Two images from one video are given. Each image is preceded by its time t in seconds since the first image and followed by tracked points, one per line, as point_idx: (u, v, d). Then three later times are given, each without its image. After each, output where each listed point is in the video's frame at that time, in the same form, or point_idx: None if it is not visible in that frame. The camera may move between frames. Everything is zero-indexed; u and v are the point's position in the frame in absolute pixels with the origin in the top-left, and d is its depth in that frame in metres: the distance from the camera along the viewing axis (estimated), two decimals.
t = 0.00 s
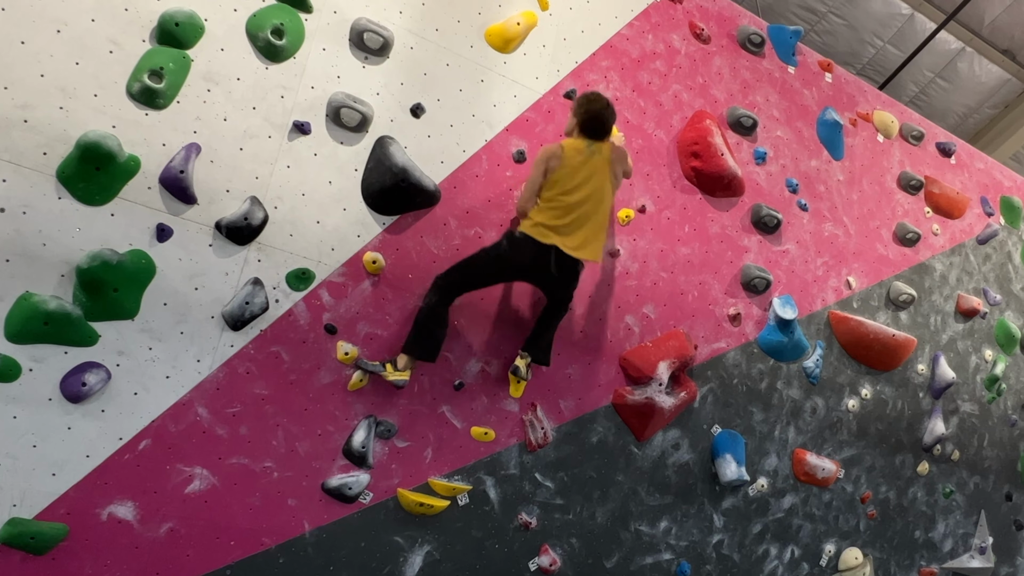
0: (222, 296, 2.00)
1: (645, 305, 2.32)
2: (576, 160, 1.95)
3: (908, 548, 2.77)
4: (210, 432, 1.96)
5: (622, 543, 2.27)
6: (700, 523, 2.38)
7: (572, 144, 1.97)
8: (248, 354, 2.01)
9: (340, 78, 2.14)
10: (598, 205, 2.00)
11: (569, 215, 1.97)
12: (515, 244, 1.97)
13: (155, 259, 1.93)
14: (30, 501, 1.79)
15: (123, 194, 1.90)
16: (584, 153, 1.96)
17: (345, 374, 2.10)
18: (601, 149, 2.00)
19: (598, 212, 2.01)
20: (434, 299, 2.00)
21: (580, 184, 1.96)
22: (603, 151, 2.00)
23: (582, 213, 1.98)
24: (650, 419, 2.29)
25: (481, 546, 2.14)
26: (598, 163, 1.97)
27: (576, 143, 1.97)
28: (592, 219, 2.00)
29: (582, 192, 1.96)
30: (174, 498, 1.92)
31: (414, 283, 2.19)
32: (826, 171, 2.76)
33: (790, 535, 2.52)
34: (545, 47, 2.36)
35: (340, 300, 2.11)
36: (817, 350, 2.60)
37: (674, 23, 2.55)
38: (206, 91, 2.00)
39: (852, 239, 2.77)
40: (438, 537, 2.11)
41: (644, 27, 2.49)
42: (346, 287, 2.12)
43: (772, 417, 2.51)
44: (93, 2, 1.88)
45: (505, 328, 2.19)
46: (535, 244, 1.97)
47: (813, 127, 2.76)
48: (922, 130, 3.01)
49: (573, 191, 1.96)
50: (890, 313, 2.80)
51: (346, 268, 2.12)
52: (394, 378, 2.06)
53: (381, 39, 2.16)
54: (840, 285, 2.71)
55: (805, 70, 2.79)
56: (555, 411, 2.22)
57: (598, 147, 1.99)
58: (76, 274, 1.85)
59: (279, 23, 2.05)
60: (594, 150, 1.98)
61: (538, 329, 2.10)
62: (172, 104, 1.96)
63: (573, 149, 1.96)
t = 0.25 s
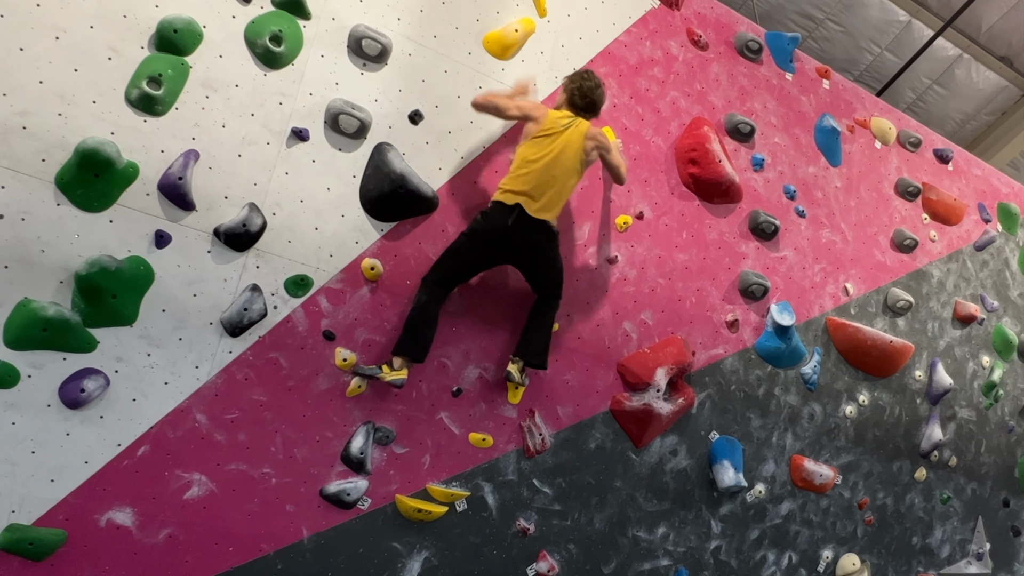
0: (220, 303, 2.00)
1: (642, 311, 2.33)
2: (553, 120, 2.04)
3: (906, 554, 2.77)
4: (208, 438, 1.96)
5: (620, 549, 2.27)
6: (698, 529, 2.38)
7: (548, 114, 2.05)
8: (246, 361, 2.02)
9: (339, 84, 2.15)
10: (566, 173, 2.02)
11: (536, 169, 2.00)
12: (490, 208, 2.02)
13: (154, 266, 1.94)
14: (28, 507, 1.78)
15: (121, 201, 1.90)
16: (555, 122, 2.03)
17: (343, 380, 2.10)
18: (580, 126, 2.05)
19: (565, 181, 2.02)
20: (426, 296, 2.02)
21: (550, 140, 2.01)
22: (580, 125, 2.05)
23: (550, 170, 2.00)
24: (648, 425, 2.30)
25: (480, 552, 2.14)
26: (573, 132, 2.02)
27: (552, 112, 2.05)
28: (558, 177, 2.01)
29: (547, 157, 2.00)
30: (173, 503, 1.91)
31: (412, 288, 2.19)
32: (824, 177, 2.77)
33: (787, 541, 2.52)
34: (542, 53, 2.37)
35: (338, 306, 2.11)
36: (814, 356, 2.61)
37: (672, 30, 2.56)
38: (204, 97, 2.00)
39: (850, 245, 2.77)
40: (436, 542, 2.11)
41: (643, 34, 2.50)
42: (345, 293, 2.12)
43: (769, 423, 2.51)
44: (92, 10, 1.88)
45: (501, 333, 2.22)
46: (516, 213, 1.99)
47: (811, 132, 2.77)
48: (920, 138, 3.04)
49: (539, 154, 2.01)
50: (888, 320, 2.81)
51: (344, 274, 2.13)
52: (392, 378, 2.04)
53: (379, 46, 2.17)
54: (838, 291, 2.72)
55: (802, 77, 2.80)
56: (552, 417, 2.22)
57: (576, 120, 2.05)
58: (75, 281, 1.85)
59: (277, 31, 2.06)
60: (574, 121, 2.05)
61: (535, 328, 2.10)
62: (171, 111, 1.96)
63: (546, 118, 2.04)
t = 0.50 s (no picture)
0: (219, 309, 2.00)
1: (640, 317, 2.35)
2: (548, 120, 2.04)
3: (904, 560, 2.77)
4: (206, 444, 1.95)
5: (618, 555, 2.28)
6: (696, 535, 2.38)
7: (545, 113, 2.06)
8: (245, 367, 2.01)
9: (337, 91, 2.15)
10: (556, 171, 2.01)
11: (526, 165, 2.01)
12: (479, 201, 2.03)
13: (152, 272, 1.93)
14: (26, 513, 1.77)
15: (119, 207, 1.90)
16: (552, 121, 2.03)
17: (341, 387, 2.10)
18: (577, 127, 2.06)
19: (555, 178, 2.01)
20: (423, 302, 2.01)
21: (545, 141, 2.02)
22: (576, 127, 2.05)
23: (540, 168, 2.00)
24: (646, 431, 2.31)
25: (479, 558, 2.13)
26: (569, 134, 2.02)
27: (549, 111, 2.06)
28: (548, 174, 2.00)
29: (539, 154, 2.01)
30: (171, 510, 1.90)
31: (410, 295, 2.20)
32: (822, 185, 2.78)
33: (785, 547, 2.52)
34: (541, 60, 2.34)
35: (336, 313, 2.11)
36: (812, 362, 2.62)
37: (670, 37, 2.56)
38: (203, 104, 2.00)
39: (847, 252, 2.78)
40: (435, 548, 2.10)
41: (641, 40, 2.50)
42: (343, 299, 2.12)
43: (767, 429, 2.52)
44: (91, 16, 1.89)
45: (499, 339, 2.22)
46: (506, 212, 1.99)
47: (808, 139, 2.78)
48: (917, 144, 3.05)
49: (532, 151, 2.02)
50: (885, 326, 2.81)
51: (342, 280, 2.13)
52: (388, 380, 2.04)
53: (377, 53, 2.17)
54: (835, 297, 2.73)
55: (800, 84, 2.81)
56: (550, 423, 2.23)
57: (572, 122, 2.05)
58: (74, 288, 1.84)
59: (275, 37, 2.06)
60: (571, 123, 2.05)
61: (532, 334, 2.11)
62: (169, 117, 1.96)
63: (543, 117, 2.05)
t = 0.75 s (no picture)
0: (217, 315, 2.00)
1: (638, 324, 2.35)
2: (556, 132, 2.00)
3: (901, 566, 2.77)
4: (205, 450, 1.95)
5: (616, 561, 2.28)
6: (693, 541, 2.39)
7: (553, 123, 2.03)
8: (243, 374, 2.01)
9: (336, 97, 2.15)
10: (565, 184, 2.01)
11: (535, 180, 1.99)
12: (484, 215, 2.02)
13: (151, 278, 1.93)
14: (25, 519, 1.77)
15: (118, 214, 1.90)
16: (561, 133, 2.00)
17: (340, 394, 2.10)
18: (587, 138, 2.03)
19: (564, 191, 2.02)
20: (422, 308, 2.01)
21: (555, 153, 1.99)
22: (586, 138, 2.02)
23: (550, 181, 1.98)
24: (644, 437, 2.32)
25: (477, 564, 2.14)
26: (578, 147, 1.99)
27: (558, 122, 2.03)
28: (557, 189, 2.00)
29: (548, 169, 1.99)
30: (169, 516, 1.90)
31: (409, 301, 2.20)
32: (819, 192, 2.78)
33: (782, 553, 2.53)
34: (539, 66, 2.34)
35: (335, 319, 2.11)
36: (809, 368, 2.62)
37: (668, 43, 2.57)
38: (201, 111, 2.00)
39: (844, 258, 2.79)
40: (433, 554, 2.11)
41: (639, 47, 2.51)
42: (341, 305, 2.12)
43: (764, 435, 2.53)
44: (89, 23, 1.89)
45: (498, 346, 2.23)
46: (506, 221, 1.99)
47: (806, 146, 2.78)
48: (915, 151, 3.05)
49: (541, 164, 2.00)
50: (883, 332, 2.82)
51: (340, 287, 2.13)
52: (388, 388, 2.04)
53: (375, 59, 2.17)
54: (833, 303, 2.73)
55: (797, 91, 2.82)
56: (548, 429, 2.24)
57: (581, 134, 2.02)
58: (72, 294, 1.84)
59: (274, 44, 2.06)
60: (580, 135, 2.01)
61: (530, 340, 2.11)
62: (167, 124, 1.96)
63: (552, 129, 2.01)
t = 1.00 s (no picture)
0: (216, 322, 2.00)
1: (636, 330, 2.36)
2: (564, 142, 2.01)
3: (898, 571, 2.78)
4: (204, 457, 1.95)
5: (614, 566, 2.29)
6: (691, 546, 2.39)
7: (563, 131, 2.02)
8: (242, 380, 2.01)
9: (334, 104, 2.15)
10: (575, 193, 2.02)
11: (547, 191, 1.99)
12: (494, 229, 2.01)
13: (150, 284, 1.93)
14: (24, 525, 1.77)
15: (116, 221, 1.90)
16: (570, 142, 2.00)
17: (338, 400, 2.10)
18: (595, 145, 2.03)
19: (574, 201, 2.03)
20: (425, 318, 2.01)
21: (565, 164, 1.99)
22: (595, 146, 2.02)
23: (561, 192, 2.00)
24: (642, 444, 2.32)
25: (475, 570, 2.14)
26: (588, 155, 2.00)
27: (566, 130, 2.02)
28: (568, 199, 2.01)
29: (559, 179, 1.99)
30: (168, 522, 1.90)
31: (407, 307, 2.20)
32: (817, 198, 2.79)
33: (780, 559, 2.53)
34: (537, 73, 2.34)
35: (333, 325, 2.11)
36: (807, 374, 2.63)
37: (666, 50, 2.57)
38: (200, 117, 2.00)
39: (842, 264, 2.79)
40: (431, 560, 2.11)
41: (637, 54, 2.51)
42: (340, 312, 2.13)
43: (762, 441, 2.53)
44: (88, 30, 1.89)
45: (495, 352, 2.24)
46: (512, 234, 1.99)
47: (804, 152, 2.78)
48: (912, 157, 3.06)
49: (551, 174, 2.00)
50: (881, 338, 2.82)
51: (339, 293, 2.13)
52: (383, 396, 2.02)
53: (374, 66, 2.18)
54: (830, 310, 2.73)
55: (795, 97, 2.82)
56: (546, 436, 2.24)
57: (590, 142, 2.02)
58: (71, 300, 1.84)
59: (272, 51, 2.06)
60: (588, 142, 2.02)
61: (528, 347, 2.11)
62: (166, 131, 1.97)
63: (561, 137, 2.01)
